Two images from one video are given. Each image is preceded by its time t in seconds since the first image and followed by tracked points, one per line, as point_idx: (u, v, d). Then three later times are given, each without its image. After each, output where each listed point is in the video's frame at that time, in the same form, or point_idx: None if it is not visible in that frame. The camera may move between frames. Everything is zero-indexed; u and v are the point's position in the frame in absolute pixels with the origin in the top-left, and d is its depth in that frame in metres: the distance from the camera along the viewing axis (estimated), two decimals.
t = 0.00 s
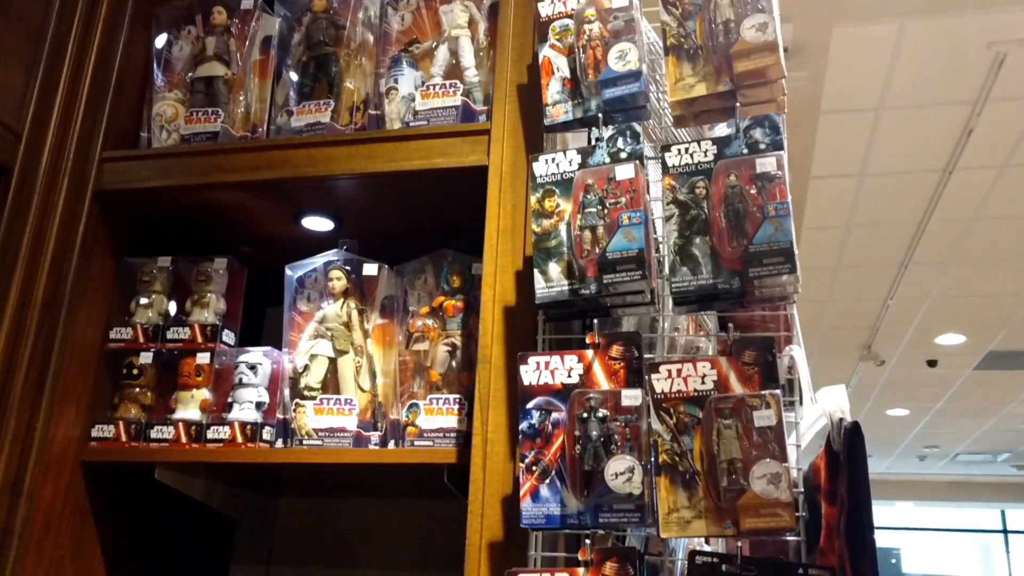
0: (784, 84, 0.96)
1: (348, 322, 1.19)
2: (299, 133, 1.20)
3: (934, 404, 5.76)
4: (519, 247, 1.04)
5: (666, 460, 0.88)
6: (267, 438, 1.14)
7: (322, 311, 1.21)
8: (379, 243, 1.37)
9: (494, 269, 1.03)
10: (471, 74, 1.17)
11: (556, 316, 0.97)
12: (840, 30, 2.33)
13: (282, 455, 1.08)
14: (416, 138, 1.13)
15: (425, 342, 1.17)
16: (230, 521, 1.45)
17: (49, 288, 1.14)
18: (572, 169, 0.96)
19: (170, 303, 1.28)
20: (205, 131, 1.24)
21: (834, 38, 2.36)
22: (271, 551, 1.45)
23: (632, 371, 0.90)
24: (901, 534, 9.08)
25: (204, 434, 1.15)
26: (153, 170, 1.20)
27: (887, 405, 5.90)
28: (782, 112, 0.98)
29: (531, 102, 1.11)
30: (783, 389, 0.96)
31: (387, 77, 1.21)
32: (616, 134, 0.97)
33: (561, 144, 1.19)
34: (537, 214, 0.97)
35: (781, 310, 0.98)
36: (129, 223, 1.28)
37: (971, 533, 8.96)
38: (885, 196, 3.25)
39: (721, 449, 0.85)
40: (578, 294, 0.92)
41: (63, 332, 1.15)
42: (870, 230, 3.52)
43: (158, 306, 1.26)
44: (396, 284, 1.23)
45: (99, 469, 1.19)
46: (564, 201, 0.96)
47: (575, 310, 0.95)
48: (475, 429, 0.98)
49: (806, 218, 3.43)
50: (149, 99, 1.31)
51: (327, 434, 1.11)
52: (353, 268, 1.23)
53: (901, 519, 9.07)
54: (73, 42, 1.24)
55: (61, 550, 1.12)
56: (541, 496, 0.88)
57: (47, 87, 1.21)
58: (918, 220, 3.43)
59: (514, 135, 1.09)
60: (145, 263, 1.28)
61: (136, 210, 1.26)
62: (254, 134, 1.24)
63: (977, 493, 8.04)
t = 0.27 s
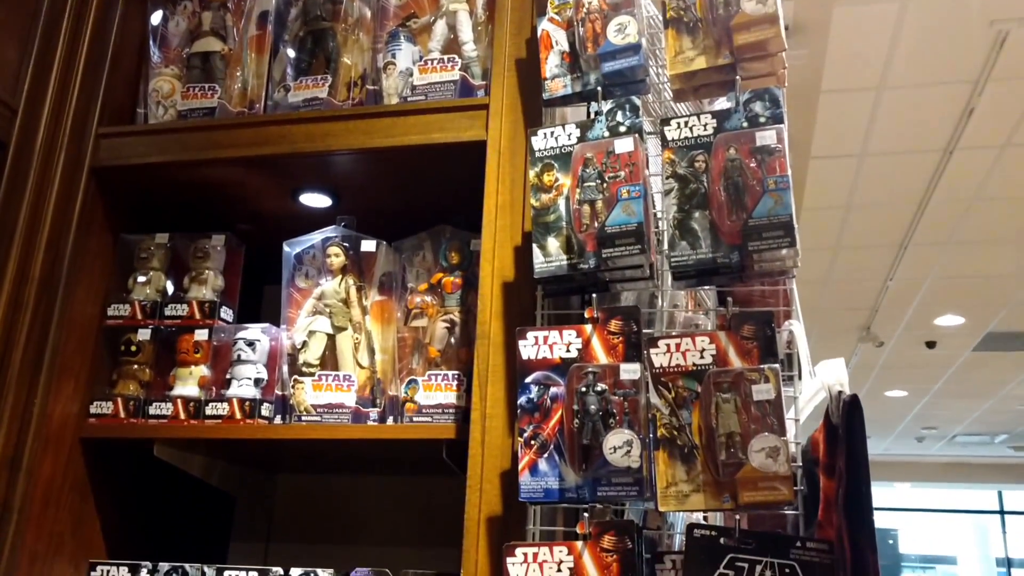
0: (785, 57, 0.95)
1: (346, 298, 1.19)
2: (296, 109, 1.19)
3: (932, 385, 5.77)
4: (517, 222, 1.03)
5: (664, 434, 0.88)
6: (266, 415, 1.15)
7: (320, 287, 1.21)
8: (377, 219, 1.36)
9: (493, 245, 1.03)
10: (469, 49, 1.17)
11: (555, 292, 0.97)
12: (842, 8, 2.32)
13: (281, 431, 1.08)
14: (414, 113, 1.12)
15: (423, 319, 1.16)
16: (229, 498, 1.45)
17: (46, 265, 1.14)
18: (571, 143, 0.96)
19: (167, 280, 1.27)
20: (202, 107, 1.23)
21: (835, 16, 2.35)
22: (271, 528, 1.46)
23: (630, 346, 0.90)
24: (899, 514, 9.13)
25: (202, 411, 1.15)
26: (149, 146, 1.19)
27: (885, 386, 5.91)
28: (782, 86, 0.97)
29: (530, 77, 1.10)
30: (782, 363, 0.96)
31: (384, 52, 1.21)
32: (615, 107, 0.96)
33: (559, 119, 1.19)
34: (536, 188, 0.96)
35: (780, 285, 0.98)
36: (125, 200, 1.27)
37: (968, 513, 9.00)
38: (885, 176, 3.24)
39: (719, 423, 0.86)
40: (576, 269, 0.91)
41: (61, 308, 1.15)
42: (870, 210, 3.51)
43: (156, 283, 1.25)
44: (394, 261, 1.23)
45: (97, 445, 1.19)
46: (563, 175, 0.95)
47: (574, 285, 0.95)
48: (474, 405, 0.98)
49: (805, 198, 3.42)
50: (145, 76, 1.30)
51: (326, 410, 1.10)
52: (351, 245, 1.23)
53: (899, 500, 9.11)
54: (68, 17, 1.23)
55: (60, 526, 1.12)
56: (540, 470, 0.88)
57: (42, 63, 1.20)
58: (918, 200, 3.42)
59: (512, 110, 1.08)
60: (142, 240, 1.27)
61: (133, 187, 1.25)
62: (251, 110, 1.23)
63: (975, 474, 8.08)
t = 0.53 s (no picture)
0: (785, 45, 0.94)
1: (345, 288, 1.19)
2: (294, 97, 1.19)
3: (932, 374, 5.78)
4: (516, 211, 1.03)
5: (663, 424, 0.88)
6: (265, 404, 1.15)
7: (318, 277, 1.20)
8: (376, 209, 1.36)
9: (491, 234, 1.02)
10: (468, 37, 1.16)
11: (554, 282, 0.96)
12: None
13: (280, 421, 1.08)
14: (413, 102, 1.11)
15: (422, 308, 1.16)
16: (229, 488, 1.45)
17: (44, 256, 1.14)
18: (569, 131, 0.95)
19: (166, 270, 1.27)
20: (200, 96, 1.23)
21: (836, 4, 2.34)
22: (271, 518, 1.46)
23: (629, 335, 0.90)
24: (898, 503, 9.14)
25: (201, 401, 1.15)
26: (146, 135, 1.19)
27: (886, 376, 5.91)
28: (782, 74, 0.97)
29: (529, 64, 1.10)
30: (783, 353, 0.96)
31: (382, 40, 1.20)
32: (614, 95, 0.96)
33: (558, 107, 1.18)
34: (534, 177, 0.96)
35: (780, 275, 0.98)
36: (123, 190, 1.27)
37: (967, 502, 9.02)
38: (886, 165, 3.23)
39: (719, 413, 0.85)
40: (575, 258, 0.91)
41: (59, 298, 1.14)
42: (870, 200, 3.50)
43: (155, 273, 1.25)
44: (393, 250, 1.23)
45: (96, 436, 1.18)
46: (561, 163, 0.95)
47: (573, 275, 0.94)
48: (472, 395, 0.97)
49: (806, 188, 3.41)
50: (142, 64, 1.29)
51: (325, 400, 1.10)
52: (349, 234, 1.22)
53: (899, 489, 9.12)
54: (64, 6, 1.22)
55: (59, 517, 1.12)
56: (539, 459, 0.88)
57: (39, 52, 1.19)
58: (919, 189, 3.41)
59: (511, 98, 1.08)
60: (140, 230, 1.27)
61: (130, 176, 1.25)
62: (249, 99, 1.22)
63: (974, 463, 8.09)
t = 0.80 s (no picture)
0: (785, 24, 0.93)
1: (341, 273, 1.18)
2: (289, 80, 1.18)
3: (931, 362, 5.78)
4: (514, 195, 1.02)
5: (662, 407, 0.87)
6: (261, 390, 1.14)
7: (314, 262, 1.20)
8: (373, 193, 1.35)
9: (488, 217, 1.01)
10: (464, 18, 1.15)
11: (552, 264, 0.95)
12: None
13: (276, 406, 1.07)
14: (409, 84, 1.10)
15: (420, 293, 1.15)
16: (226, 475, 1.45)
17: (37, 240, 1.13)
18: (567, 112, 0.94)
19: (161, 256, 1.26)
20: (194, 79, 1.21)
21: None
22: (268, 505, 1.45)
23: (627, 318, 0.89)
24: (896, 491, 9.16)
25: (197, 386, 1.14)
26: (140, 119, 1.18)
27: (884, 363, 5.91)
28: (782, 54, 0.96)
29: (526, 46, 1.08)
30: (782, 335, 0.98)
31: (378, 21, 1.19)
32: (613, 76, 0.94)
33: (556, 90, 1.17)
34: (532, 158, 0.95)
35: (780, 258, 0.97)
36: (117, 174, 1.26)
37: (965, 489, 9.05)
38: (885, 151, 3.22)
39: (717, 395, 0.85)
40: (573, 240, 0.90)
41: (53, 284, 1.14)
42: (869, 187, 3.49)
43: (150, 259, 1.23)
44: (389, 234, 1.21)
45: (91, 422, 1.18)
46: (559, 145, 0.94)
47: (571, 257, 0.93)
48: (470, 380, 0.96)
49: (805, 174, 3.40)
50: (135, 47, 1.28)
51: (322, 385, 1.10)
52: (345, 219, 1.21)
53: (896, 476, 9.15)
54: None
55: (55, 503, 1.12)
56: (537, 443, 0.87)
57: (30, 34, 1.18)
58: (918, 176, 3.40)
59: (508, 80, 1.07)
60: (135, 215, 1.26)
61: (124, 161, 1.24)
62: (244, 82, 1.22)
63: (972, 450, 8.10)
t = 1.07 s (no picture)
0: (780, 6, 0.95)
1: (344, 252, 1.20)
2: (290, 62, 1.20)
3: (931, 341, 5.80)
4: (513, 174, 1.04)
5: (658, 380, 0.89)
6: (266, 365, 1.16)
7: (317, 241, 1.22)
8: (374, 173, 1.37)
9: (487, 196, 1.02)
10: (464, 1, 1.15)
11: (552, 242, 0.97)
12: None
13: (281, 383, 1.10)
14: (411, 65, 1.11)
15: (421, 271, 1.17)
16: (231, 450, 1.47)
17: (45, 220, 1.14)
18: (565, 92, 0.96)
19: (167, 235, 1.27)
20: (197, 61, 1.23)
21: None
22: (272, 480, 1.48)
23: (625, 295, 0.92)
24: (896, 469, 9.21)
25: (203, 362, 1.17)
26: (144, 100, 1.19)
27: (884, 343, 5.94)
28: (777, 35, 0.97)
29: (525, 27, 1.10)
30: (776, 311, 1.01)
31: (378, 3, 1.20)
32: (610, 57, 0.96)
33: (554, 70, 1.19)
34: (531, 138, 0.96)
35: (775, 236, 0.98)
36: (122, 155, 1.28)
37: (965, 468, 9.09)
38: (885, 131, 3.23)
39: (712, 368, 0.87)
40: (570, 218, 0.92)
41: (60, 263, 1.15)
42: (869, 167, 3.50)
43: (156, 238, 1.25)
44: (391, 214, 1.23)
45: (99, 398, 1.20)
46: (557, 125, 0.96)
47: (570, 235, 0.95)
48: (470, 358, 0.98)
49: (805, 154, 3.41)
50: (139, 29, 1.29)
51: (325, 360, 1.12)
52: (347, 198, 1.23)
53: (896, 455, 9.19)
54: None
55: (65, 477, 1.14)
56: (535, 416, 0.89)
57: (35, 17, 1.19)
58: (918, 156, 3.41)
59: (507, 60, 1.08)
60: (141, 195, 1.28)
61: (129, 142, 1.25)
62: (247, 63, 1.23)
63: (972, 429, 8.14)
